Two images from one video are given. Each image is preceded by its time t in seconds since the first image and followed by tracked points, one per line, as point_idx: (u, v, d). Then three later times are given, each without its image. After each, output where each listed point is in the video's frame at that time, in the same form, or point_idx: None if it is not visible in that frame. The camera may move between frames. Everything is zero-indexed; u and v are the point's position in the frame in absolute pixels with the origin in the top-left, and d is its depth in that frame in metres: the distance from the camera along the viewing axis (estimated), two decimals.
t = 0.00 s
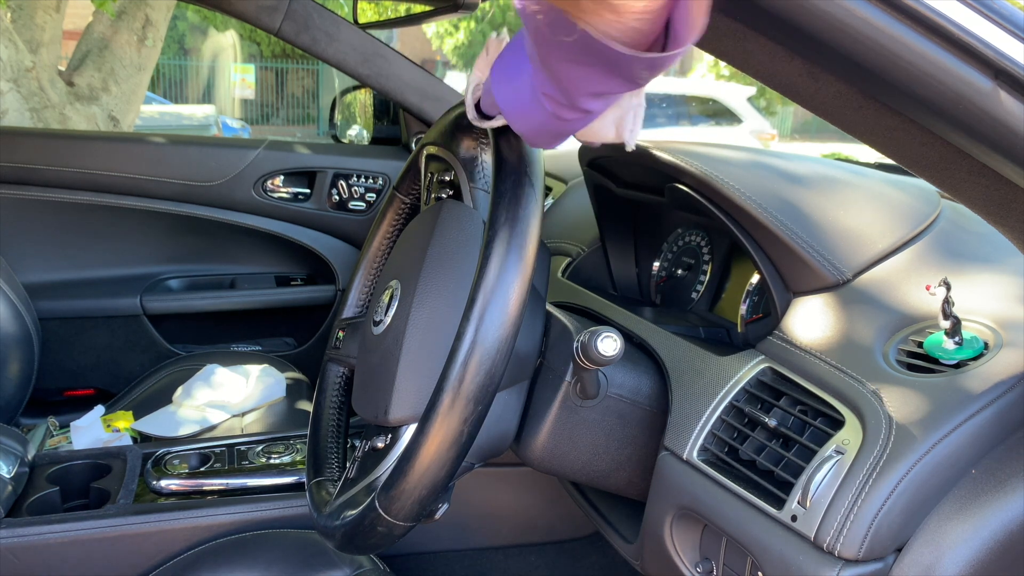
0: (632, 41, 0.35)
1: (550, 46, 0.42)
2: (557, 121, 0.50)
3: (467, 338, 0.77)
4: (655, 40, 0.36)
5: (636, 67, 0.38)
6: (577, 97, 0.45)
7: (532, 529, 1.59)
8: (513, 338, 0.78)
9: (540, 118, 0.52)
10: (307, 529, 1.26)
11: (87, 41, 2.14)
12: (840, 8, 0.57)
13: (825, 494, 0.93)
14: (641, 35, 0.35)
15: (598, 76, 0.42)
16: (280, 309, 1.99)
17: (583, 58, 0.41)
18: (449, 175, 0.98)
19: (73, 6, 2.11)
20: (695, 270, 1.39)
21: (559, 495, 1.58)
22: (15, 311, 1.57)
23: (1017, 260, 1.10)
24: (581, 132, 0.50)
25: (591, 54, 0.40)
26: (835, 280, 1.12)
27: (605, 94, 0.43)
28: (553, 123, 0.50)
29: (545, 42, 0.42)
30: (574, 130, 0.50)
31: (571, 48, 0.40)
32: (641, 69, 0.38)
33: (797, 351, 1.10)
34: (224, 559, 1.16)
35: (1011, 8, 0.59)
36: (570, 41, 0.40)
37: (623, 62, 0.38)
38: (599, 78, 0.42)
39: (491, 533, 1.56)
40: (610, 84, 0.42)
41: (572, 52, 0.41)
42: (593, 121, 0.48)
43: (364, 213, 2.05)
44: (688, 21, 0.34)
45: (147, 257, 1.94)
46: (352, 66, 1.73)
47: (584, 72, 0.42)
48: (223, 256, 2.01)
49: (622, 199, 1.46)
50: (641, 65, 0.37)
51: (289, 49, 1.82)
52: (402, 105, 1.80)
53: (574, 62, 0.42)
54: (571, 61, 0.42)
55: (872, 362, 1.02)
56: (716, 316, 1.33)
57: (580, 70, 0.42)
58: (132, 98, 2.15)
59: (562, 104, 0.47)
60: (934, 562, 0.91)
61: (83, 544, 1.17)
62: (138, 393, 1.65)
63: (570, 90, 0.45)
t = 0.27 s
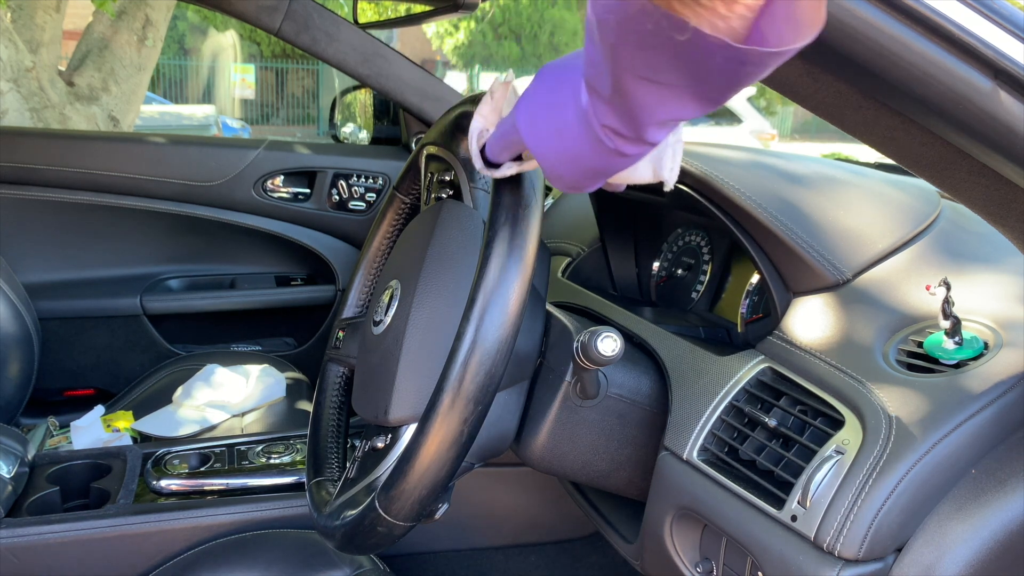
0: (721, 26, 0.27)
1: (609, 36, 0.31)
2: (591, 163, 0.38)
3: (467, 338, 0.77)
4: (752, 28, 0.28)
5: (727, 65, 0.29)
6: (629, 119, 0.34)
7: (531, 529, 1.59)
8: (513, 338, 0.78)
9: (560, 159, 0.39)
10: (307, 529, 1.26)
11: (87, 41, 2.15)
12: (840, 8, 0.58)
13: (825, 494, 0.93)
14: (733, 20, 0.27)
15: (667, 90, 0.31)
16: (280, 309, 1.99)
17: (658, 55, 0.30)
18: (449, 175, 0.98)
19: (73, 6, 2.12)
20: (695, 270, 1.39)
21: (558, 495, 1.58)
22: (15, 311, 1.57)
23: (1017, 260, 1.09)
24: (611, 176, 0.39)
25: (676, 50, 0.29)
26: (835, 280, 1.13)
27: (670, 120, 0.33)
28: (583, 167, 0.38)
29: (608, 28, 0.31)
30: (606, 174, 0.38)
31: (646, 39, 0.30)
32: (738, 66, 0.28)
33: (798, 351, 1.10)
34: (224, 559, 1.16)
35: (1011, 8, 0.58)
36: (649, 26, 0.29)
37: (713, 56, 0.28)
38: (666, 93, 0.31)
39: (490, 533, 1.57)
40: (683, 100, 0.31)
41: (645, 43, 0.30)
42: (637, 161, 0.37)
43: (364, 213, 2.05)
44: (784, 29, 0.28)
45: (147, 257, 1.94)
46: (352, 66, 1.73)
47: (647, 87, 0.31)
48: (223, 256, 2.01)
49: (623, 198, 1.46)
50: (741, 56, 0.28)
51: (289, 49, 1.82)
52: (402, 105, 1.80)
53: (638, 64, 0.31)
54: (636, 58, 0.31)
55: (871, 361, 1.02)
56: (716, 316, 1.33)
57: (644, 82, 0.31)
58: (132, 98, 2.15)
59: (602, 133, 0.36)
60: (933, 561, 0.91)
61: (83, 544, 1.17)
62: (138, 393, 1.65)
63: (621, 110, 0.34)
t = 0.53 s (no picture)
0: (750, 46, 0.27)
1: (619, 75, 0.29)
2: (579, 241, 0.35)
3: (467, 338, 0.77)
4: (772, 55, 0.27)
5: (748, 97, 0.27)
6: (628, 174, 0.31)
7: (530, 529, 1.59)
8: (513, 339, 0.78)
9: (538, 237, 0.35)
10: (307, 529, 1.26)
11: (87, 41, 2.15)
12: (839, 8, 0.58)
13: (825, 494, 0.93)
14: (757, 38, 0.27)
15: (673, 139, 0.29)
16: (280, 309, 1.99)
17: (673, 95, 0.28)
18: (449, 175, 0.98)
19: (73, 7, 2.12)
20: (695, 270, 1.39)
21: (558, 495, 1.58)
22: (15, 311, 1.57)
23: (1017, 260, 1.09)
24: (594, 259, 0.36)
25: (694, 90, 0.27)
26: (835, 280, 1.13)
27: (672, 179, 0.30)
28: (568, 245, 0.35)
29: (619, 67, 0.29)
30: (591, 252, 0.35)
31: (662, 74, 0.28)
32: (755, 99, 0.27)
33: (798, 351, 1.10)
34: (224, 559, 1.16)
35: (1011, 8, 0.58)
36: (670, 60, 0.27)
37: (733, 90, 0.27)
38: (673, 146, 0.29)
39: (490, 533, 1.57)
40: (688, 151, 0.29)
41: (661, 80, 0.28)
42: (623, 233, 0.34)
43: (364, 213, 2.05)
44: (804, 54, 0.27)
45: (147, 258, 1.94)
46: (352, 66, 1.73)
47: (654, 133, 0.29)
48: (223, 256, 2.01)
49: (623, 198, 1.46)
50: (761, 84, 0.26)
51: (289, 49, 1.82)
52: (402, 105, 1.80)
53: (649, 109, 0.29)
54: (647, 102, 0.29)
55: (871, 361, 1.02)
56: (715, 316, 1.33)
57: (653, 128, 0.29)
58: (132, 98, 2.15)
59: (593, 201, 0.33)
60: (933, 561, 0.91)
61: (83, 544, 1.17)
62: (138, 393, 1.65)
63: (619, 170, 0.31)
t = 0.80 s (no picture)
0: None
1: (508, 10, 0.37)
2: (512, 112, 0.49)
3: (467, 338, 0.77)
4: None
5: (593, 13, 0.36)
6: (528, 73, 0.42)
7: (531, 529, 1.59)
8: (513, 338, 0.78)
9: (490, 126, 0.57)
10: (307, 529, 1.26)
11: (87, 41, 2.15)
12: (839, 7, 0.57)
13: (825, 495, 0.93)
14: None
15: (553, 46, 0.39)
16: (280, 309, 1.99)
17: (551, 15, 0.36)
18: (449, 175, 0.98)
19: (73, 6, 2.12)
20: (695, 270, 1.39)
21: (558, 495, 1.57)
22: (15, 311, 1.57)
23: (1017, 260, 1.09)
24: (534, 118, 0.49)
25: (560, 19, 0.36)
26: (835, 280, 1.13)
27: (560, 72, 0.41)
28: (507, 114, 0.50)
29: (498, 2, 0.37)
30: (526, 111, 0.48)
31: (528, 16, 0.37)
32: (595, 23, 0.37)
33: (798, 351, 1.10)
34: (224, 559, 1.16)
35: (1010, 8, 0.58)
36: None
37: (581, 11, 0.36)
38: (555, 50, 0.39)
39: (490, 533, 1.56)
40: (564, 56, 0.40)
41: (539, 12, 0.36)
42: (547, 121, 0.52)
43: (364, 213, 2.05)
44: None
45: (147, 258, 1.94)
46: (352, 66, 1.73)
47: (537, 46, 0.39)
48: (223, 256, 2.00)
49: (623, 199, 1.46)
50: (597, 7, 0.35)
51: (289, 49, 1.82)
52: (402, 105, 1.80)
53: (538, 30, 0.38)
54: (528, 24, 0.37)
55: (872, 361, 1.02)
56: (716, 316, 1.33)
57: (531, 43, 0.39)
58: (132, 98, 2.15)
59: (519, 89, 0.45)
60: (934, 561, 0.91)
61: (83, 544, 1.17)
62: (138, 393, 1.65)
63: (517, 75, 0.42)
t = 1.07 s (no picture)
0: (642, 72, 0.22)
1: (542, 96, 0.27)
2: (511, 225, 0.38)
3: (467, 339, 0.77)
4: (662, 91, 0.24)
5: (629, 126, 0.26)
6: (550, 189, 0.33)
7: (531, 529, 1.59)
8: (513, 339, 0.78)
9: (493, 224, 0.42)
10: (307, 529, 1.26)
11: (86, 41, 2.15)
12: (839, 8, 0.57)
13: (825, 494, 0.93)
14: (659, 69, 0.22)
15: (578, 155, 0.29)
16: (280, 309, 1.99)
17: (580, 111, 0.26)
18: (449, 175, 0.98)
19: (73, 6, 2.12)
20: (695, 270, 1.39)
21: (558, 495, 1.57)
22: (15, 311, 1.57)
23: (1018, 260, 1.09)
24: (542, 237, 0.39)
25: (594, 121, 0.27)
26: (835, 280, 1.13)
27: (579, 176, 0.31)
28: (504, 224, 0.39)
29: (537, 88, 0.27)
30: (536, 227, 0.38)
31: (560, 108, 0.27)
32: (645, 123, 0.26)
33: (798, 351, 1.10)
34: (224, 559, 1.17)
35: (1011, 8, 0.58)
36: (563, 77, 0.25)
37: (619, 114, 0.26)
38: (583, 166, 0.30)
39: (490, 533, 1.56)
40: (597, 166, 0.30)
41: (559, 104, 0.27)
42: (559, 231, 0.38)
43: (364, 213, 2.05)
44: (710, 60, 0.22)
45: (147, 258, 1.94)
46: (352, 66, 1.73)
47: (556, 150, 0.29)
48: (223, 256, 2.01)
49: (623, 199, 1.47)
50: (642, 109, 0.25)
51: (289, 49, 1.82)
52: (402, 105, 1.80)
53: (566, 130, 0.28)
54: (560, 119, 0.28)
55: (871, 361, 1.02)
56: (716, 316, 1.33)
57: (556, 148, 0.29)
58: (132, 97, 2.15)
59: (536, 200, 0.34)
60: (933, 560, 0.91)
61: (83, 543, 1.17)
62: (138, 393, 1.65)
63: (542, 180, 0.32)
